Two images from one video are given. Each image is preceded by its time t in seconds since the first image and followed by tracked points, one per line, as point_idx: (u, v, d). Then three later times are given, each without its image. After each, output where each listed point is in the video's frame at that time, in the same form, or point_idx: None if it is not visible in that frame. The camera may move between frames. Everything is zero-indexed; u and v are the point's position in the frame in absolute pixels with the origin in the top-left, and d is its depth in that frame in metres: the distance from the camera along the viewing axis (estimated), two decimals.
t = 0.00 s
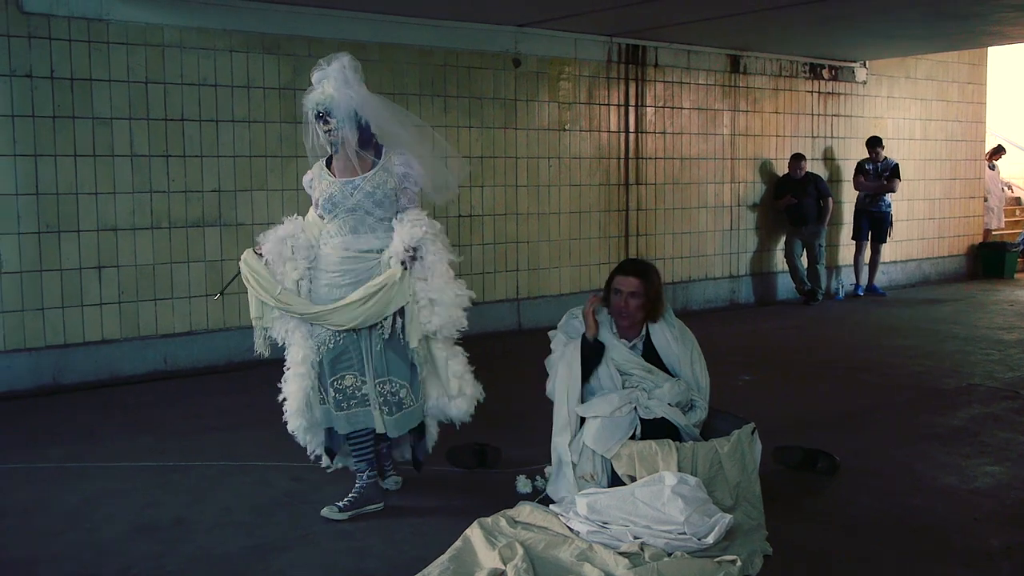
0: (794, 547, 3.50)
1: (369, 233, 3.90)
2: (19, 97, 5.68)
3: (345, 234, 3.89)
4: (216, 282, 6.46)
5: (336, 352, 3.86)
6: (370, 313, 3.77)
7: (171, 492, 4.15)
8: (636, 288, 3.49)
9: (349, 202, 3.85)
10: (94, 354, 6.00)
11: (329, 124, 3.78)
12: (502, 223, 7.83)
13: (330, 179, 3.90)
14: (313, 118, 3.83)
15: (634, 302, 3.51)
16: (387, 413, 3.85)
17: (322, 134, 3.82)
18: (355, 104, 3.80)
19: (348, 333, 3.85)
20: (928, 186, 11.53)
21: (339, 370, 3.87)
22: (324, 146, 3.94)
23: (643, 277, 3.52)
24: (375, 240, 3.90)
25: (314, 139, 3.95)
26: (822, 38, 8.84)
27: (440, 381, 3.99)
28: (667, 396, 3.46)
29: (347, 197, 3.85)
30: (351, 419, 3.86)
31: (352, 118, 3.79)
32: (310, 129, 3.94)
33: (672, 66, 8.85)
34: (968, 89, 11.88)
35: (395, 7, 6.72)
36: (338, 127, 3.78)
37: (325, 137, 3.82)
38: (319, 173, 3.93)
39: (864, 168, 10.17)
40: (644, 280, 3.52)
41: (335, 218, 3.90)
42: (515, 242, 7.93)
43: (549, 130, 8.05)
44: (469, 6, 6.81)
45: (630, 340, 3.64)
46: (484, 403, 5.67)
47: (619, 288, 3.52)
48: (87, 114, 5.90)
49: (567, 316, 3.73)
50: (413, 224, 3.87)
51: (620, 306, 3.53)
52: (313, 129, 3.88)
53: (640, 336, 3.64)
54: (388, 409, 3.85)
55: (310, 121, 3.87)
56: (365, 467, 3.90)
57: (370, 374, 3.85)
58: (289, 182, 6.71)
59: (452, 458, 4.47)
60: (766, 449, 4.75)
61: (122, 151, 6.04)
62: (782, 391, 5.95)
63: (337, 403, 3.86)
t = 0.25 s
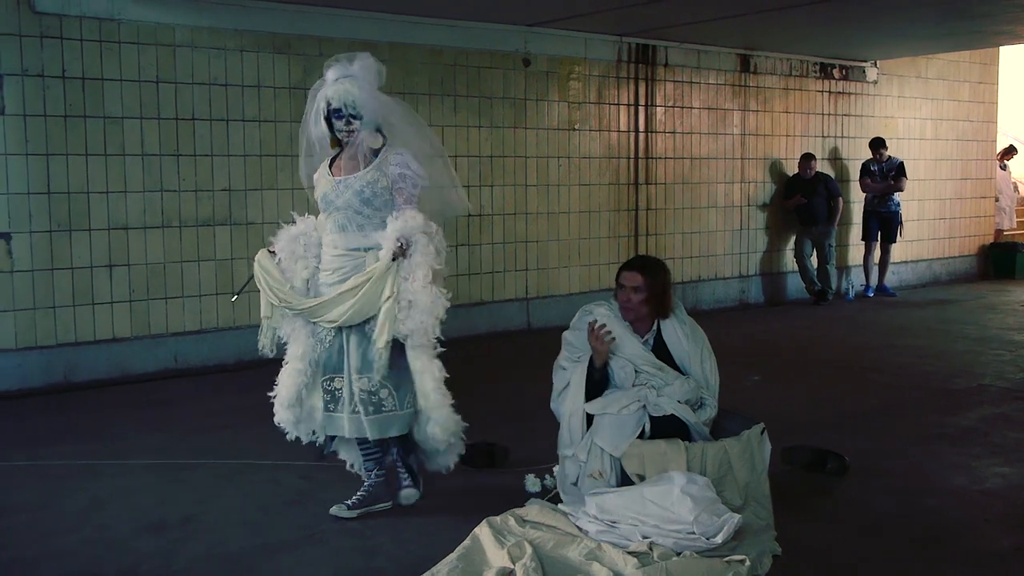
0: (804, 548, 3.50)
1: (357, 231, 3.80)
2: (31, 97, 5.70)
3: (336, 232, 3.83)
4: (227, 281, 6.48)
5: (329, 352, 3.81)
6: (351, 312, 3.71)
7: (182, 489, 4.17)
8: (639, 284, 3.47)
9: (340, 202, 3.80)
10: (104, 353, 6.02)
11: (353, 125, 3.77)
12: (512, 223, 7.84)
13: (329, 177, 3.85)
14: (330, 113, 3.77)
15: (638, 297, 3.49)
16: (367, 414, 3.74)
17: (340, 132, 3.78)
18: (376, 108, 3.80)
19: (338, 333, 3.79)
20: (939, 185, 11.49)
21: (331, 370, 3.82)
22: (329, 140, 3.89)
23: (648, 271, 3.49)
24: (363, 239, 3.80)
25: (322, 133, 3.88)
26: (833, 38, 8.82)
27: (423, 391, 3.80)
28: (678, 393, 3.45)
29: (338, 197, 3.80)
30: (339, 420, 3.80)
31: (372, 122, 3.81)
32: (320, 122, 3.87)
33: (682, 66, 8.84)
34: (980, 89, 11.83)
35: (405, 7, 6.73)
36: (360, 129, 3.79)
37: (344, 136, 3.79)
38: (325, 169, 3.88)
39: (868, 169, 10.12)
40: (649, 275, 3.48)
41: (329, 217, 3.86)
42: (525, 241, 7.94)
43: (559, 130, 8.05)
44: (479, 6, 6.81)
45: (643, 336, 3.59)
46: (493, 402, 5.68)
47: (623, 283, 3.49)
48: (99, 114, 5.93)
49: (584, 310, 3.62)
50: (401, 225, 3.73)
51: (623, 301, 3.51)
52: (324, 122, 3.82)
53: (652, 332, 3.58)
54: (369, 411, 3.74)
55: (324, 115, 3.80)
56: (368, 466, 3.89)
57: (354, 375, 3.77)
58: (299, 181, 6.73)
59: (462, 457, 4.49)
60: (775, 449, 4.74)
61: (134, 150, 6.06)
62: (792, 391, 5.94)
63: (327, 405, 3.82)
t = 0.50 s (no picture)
0: (813, 549, 3.50)
1: (354, 232, 3.66)
2: (44, 97, 5.75)
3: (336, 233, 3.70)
4: (237, 280, 6.51)
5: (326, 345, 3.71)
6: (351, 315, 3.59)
7: (193, 488, 4.20)
8: (652, 288, 3.48)
9: (338, 203, 3.66)
10: (115, 352, 6.06)
11: (369, 122, 3.66)
12: (522, 223, 7.86)
13: (331, 176, 3.72)
14: (346, 107, 3.66)
15: (651, 301, 3.48)
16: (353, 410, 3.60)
17: (354, 127, 3.65)
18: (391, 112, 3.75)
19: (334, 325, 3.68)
20: (949, 186, 11.46)
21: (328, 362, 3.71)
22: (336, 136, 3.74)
23: (662, 276, 3.50)
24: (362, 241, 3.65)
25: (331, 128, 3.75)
26: (842, 38, 8.82)
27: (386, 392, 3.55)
28: (689, 393, 3.45)
29: (337, 198, 3.66)
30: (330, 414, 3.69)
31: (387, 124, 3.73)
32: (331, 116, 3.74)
33: (691, 66, 8.84)
34: (990, 89, 11.81)
35: (415, 7, 6.76)
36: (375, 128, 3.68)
37: (356, 131, 3.65)
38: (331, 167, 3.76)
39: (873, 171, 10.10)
40: (663, 280, 3.50)
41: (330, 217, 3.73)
42: (534, 241, 7.96)
43: (568, 130, 8.06)
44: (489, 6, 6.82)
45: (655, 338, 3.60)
46: (503, 402, 5.69)
47: (636, 287, 3.50)
48: (111, 114, 5.97)
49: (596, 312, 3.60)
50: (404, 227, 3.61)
51: (636, 304, 3.51)
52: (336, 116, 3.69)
53: (664, 334, 3.59)
54: (354, 406, 3.60)
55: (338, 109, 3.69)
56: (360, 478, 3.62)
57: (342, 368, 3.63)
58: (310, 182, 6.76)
59: (470, 457, 4.51)
60: (784, 449, 4.75)
61: (146, 150, 6.10)
62: (801, 392, 5.94)
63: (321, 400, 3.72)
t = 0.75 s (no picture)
0: (823, 551, 3.49)
1: (353, 240, 3.61)
2: (54, 101, 5.77)
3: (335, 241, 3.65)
4: (247, 283, 6.52)
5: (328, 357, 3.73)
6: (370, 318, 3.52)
7: (202, 490, 4.21)
8: (662, 290, 3.46)
9: (338, 210, 3.62)
10: (126, 355, 6.08)
11: (372, 121, 3.58)
12: (531, 224, 7.86)
13: (334, 182, 3.68)
14: (350, 106, 3.58)
15: (661, 304, 3.47)
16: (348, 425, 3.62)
17: (357, 126, 3.57)
18: (394, 112, 3.68)
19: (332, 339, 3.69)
20: (959, 187, 11.42)
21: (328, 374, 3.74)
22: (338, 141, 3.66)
23: (672, 279, 3.47)
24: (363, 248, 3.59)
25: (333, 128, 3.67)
26: (852, 39, 8.79)
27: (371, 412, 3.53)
28: (699, 395, 3.44)
29: (337, 205, 3.62)
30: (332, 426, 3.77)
31: (391, 125, 3.67)
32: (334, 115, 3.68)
33: (701, 67, 8.83)
34: (1000, 90, 11.75)
35: (424, 9, 6.76)
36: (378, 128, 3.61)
37: (359, 130, 3.57)
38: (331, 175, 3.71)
39: (880, 172, 10.06)
40: (672, 281, 3.47)
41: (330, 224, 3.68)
42: (543, 243, 7.95)
43: (577, 132, 8.05)
44: (497, 8, 6.82)
45: (667, 339, 3.59)
46: (512, 403, 5.69)
47: (647, 289, 3.48)
48: (121, 117, 5.98)
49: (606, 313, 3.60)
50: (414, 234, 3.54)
51: (647, 307, 3.50)
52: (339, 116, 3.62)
53: (676, 335, 3.58)
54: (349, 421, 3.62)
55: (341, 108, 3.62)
56: (346, 491, 3.56)
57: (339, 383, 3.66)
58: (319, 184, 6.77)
59: (479, 459, 4.51)
60: (793, 451, 4.73)
61: (155, 153, 6.12)
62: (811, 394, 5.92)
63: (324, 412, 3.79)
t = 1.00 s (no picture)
0: (834, 552, 3.44)
1: (348, 238, 3.46)
2: (60, 97, 5.75)
3: (331, 238, 3.51)
4: (254, 280, 6.50)
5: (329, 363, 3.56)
6: (388, 299, 3.32)
7: (208, 488, 4.19)
8: (667, 291, 3.41)
9: (333, 205, 3.46)
10: (133, 351, 6.07)
11: (368, 112, 3.45)
12: (539, 221, 7.82)
13: (327, 177, 3.53)
14: (346, 96, 3.46)
15: (667, 305, 3.42)
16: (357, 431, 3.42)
17: (352, 117, 3.44)
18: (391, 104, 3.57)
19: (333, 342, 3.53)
20: (971, 183, 11.33)
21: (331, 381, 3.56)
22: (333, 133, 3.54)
23: (677, 279, 3.41)
24: (360, 245, 3.46)
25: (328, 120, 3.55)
26: (863, 34, 8.71)
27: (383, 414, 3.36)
28: (706, 392, 3.38)
29: (332, 200, 3.46)
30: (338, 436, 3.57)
31: (387, 118, 3.54)
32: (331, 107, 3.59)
33: (710, 63, 8.76)
34: (1013, 85, 11.65)
35: (431, 5, 6.72)
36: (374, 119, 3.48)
37: (354, 121, 3.44)
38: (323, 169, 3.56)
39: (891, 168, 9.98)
40: (678, 283, 3.41)
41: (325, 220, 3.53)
42: (551, 239, 7.91)
43: (585, 128, 8.01)
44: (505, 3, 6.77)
45: (673, 338, 3.53)
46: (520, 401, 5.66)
47: (652, 290, 3.43)
48: (127, 114, 5.97)
49: (612, 311, 3.46)
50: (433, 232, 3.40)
51: (654, 308, 3.45)
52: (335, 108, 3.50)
53: (682, 334, 3.52)
54: (360, 428, 3.43)
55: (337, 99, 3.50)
56: (350, 495, 3.42)
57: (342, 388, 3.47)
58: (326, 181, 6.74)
59: (486, 457, 4.47)
60: (803, 450, 4.68)
61: (162, 150, 6.10)
62: (821, 392, 5.87)
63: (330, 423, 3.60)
